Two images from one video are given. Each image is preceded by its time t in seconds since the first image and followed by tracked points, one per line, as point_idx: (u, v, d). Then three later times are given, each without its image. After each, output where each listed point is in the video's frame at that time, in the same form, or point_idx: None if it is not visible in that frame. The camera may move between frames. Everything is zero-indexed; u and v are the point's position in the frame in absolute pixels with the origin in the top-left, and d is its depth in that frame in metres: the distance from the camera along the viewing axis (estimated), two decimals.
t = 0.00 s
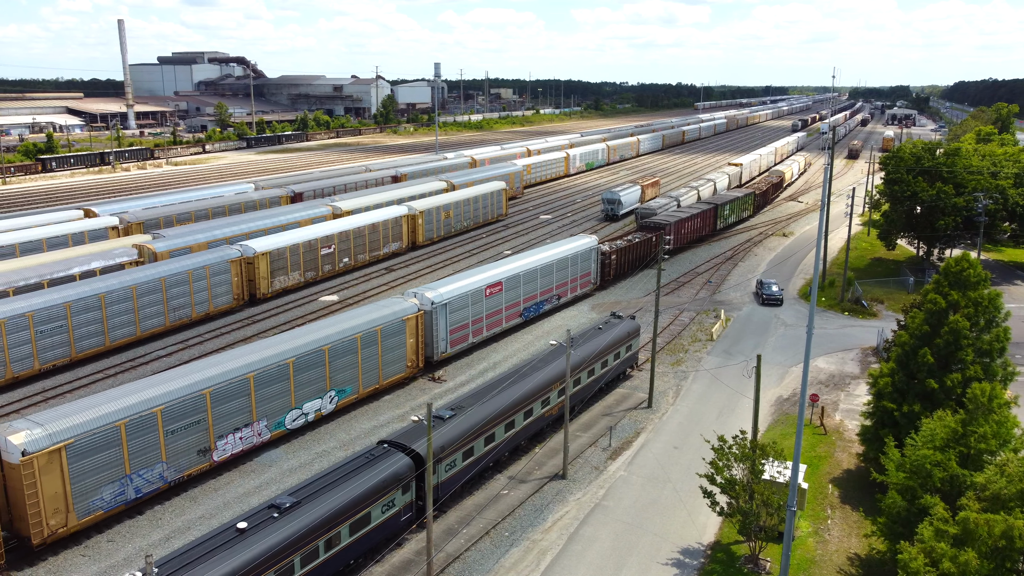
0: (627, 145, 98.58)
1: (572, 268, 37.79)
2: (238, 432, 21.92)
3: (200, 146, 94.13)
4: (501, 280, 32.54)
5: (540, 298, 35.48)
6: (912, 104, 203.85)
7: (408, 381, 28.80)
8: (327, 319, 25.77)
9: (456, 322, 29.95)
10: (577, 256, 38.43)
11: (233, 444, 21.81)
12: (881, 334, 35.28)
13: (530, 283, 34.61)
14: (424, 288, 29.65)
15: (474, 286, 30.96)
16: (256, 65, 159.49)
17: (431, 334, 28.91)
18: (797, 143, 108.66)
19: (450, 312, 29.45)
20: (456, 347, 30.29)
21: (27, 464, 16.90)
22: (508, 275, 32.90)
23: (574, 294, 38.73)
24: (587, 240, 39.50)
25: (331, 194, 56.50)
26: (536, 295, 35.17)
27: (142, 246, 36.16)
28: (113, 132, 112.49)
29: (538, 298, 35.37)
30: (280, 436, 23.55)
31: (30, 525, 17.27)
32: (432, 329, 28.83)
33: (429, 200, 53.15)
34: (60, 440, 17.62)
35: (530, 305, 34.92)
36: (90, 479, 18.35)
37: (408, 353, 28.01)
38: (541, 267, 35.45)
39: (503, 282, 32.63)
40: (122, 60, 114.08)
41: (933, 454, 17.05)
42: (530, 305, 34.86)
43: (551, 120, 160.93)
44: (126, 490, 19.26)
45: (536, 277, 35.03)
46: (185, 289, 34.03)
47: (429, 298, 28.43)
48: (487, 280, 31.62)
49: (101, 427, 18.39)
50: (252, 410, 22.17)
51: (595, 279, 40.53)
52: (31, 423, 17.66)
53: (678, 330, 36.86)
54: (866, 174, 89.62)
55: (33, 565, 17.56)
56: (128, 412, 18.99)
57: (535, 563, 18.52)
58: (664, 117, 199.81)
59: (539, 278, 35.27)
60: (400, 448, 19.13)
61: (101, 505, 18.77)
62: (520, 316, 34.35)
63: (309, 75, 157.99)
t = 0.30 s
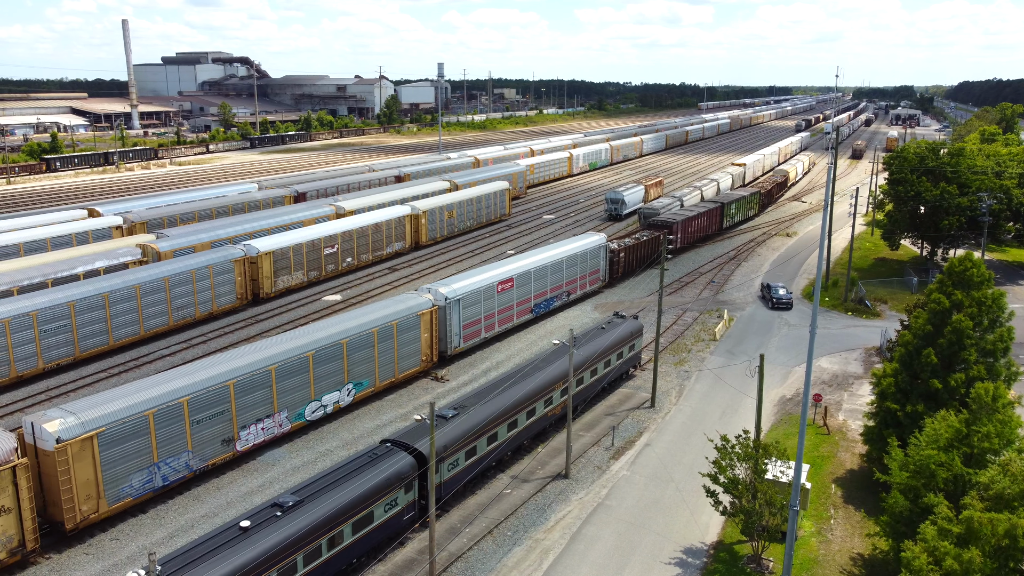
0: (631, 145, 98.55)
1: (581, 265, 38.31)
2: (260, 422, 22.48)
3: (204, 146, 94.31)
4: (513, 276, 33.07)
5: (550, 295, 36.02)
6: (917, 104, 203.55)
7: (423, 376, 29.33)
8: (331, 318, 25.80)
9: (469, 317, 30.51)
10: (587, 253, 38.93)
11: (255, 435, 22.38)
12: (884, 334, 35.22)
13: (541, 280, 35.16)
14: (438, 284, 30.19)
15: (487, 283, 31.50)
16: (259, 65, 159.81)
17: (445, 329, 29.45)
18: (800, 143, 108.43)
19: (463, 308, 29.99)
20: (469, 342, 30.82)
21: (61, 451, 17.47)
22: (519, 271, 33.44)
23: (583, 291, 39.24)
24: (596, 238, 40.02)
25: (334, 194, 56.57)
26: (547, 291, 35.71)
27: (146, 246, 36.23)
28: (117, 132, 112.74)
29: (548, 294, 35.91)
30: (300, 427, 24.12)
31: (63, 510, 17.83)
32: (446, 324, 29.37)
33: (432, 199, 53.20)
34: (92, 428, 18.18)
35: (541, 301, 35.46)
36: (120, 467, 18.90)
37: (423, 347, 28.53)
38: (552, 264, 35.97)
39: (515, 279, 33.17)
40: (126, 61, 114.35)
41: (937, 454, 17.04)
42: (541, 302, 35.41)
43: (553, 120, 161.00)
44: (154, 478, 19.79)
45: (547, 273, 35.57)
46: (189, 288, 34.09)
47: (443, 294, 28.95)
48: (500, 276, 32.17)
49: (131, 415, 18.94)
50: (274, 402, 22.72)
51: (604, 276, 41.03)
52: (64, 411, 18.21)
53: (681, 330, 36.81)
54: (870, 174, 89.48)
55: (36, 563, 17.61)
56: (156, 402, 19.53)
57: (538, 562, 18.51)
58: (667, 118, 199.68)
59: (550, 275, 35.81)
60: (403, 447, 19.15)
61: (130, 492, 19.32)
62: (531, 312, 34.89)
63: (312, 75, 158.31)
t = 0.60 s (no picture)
0: (631, 145, 98.57)
1: (588, 262, 38.78)
2: (277, 414, 22.93)
3: (204, 146, 94.31)
4: (521, 273, 33.55)
5: (557, 291, 36.51)
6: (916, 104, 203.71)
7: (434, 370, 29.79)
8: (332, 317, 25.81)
9: (478, 313, 30.98)
10: (593, 250, 39.37)
11: (273, 426, 22.84)
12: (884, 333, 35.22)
13: (548, 276, 35.65)
14: (448, 280, 30.67)
15: (496, 279, 31.98)
16: (260, 65, 159.79)
17: (455, 324, 29.91)
18: (801, 143, 108.34)
19: (473, 303, 30.46)
20: (478, 338, 31.31)
21: (89, 440, 17.93)
22: (527, 268, 33.92)
23: (589, 288, 39.68)
24: (602, 236, 40.47)
25: (334, 194, 56.54)
26: (554, 288, 36.20)
27: (145, 246, 36.19)
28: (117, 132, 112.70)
29: (556, 291, 36.40)
30: (316, 419, 24.56)
31: (91, 497, 18.33)
32: (456, 319, 29.84)
33: (432, 199, 53.18)
34: (118, 418, 18.62)
35: (548, 297, 35.97)
36: (144, 456, 19.38)
37: (434, 341, 29.01)
38: (559, 261, 36.45)
39: (523, 275, 33.65)
40: (126, 61, 114.35)
41: (937, 453, 17.05)
42: (548, 298, 35.90)
43: (553, 120, 160.93)
44: (176, 467, 20.28)
45: (554, 270, 36.04)
46: (188, 288, 34.07)
47: (453, 289, 29.43)
48: (508, 273, 32.65)
49: (156, 405, 19.41)
50: (291, 393, 23.17)
51: (610, 273, 41.48)
52: (91, 401, 18.66)
53: (681, 330, 36.76)
54: (870, 174, 89.42)
55: (36, 562, 17.60)
56: (179, 393, 19.98)
57: (537, 562, 18.50)
58: (667, 118, 199.70)
59: (557, 271, 36.29)
60: (403, 447, 19.13)
61: (155, 480, 19.81)
62: (539, 308, 35.37)
63: (313, 75, 158.49)
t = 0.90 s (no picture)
0: (630, 145, 98.58)
1: (593, 259, 39.26)
2: (294, 406, 23.45)
3: (204, 146, 94.29)
4: (528, 269, 34.02)
5: (564, 288, 37.02)
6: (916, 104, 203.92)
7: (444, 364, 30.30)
8: (332, 316, 25.80)
9: (487, 308, 31.47)
10: (598, 248, 39.85)
11: (290, 417, 23.36)
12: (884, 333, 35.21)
13: (555, 273, 36.14)
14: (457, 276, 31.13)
15: (504, 275, 32.45)
16: (259, 65, 159.81)
17: (465, 319, 30.40)
18: (800, 142, 108.27)
19: (482, 299, 30.93)
20: (487, 333, 31.79)
21: (114, 429, 18.46)
22: (535, 265, 34.41)
23: (594, 285, 40.12)
24: (608, 233, 40.95)
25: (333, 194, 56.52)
26: (560, 285, 36.70)
27: (145, 245, 36.18)
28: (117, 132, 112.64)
29: (562, 287, 36.91)
30: (330, 411, 25.06)
31: (117, 484, 18.86)
32: (466, 314, 30.32)
33: (432, 199, 53.17)
34: (141, 408, 19.15)
35: (555, 294, 36.46)
36: (167, 445, 19.89)
37: (444, 336, 29.53)
38: (565, 259, 36.94)
39: (530, 272, 34.13)
40: (126, 61, 114.34)
41: (937, 453, 17.04)
42: (555, 295, 36.40)
43: (553, 120, 160.94)
44: (197, 456, 20.80)
45: (560, 267, 36.52)
46: (188, 287, 34.07)
47: (463, 285, 29.89)
48: (517, 269, 33.11)
49: (178, 396, 19.94)
50: (307, 385, 23.69)
51: (615, 270, 41.96)
52: (116, 392, 19.18)
53: (680, 329, 36.74)
54: (870, 173, 89.40)
55: (35, 561, 17.60)
56: (200, 384, 20.49)
57: (536, 561, 18.49)
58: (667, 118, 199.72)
59: (563, 269, 36.77)
60: (402, 446, 19.12)
61: (177, 469, 20.33)
62: (546, 304, 35.86)
63: (313, 75, 158.71)
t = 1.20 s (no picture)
0: (630, 145, 98.61)
1: (598, 257, 39.85)
2: (309, 398, 24.01)
3: (204, 146, 94.30)
4: (535, 267, 34.63)
5: (569, 285, 37.63)
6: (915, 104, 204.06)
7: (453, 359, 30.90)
8: (331, 315, 25.80)
9: (495, 305, 32.06)
10: (603, 246, 40.41)
11: (305, 409, 23.92)
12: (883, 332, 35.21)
13: (560, 270, 36.77)
14: (466, 273, 31.72)
15: (512, 272, 33.05)
16: (259, 65, 159.86)
17: (474, 315, 30.97)
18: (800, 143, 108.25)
19: (491, 296, 31.51)
20: (494, 329, 32.37)
21: (138, 419, 18.96)
22: (541, 262, 35.01)
23: (598, 283, 40.72)
24: (612, 231, 41.57)
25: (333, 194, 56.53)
26: (566, 282, 37.31)
27: (144, 245, 36.21)
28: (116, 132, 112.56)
29: (567, 285, 37.52)
30: (344, 403, 25.65)
31: (140, 474, 19.41)
32: (475, 311, 30.90)
33: (431, 199, 53.19)
34: (164, 399, 19.67)
35: (561, 291, 37.09)
36: (187, 435, 20.43)
37: (454, 331, 30.11)
38: (571, 257, 37.55)
39: (537, 269, 34.73)
40: (125, 61, 114.36)
41: (937, 452, 17.04)
42: (560, 292, 37.02)
43: (553, 120, 161.02)
44: (217, 447, 21.36)
45: (566, 265, 37.13)
46: (187, 287, 34.07)
47: (472, 282, 30.46)
48: (524, 266, 33.70)
49: (199, 387, 20.47)
50: (322, 378, 24.27)
51: (619, 268, 42.53)
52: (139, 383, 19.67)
53: (680, 329, 36.72)
54: (870, 173, 89.39)
55: (34, 560, 17.60)
56: (214, 379, 20.85)
57: (535, 561, 18.48)
58: (666, 118, 199.77)
59: (569, 266, 37.37)
60: (401, 446, 19.11)
61: (197, 459, 20.88)
62: (552, 302, 36.48)
63: (312, 75, 159.05)
